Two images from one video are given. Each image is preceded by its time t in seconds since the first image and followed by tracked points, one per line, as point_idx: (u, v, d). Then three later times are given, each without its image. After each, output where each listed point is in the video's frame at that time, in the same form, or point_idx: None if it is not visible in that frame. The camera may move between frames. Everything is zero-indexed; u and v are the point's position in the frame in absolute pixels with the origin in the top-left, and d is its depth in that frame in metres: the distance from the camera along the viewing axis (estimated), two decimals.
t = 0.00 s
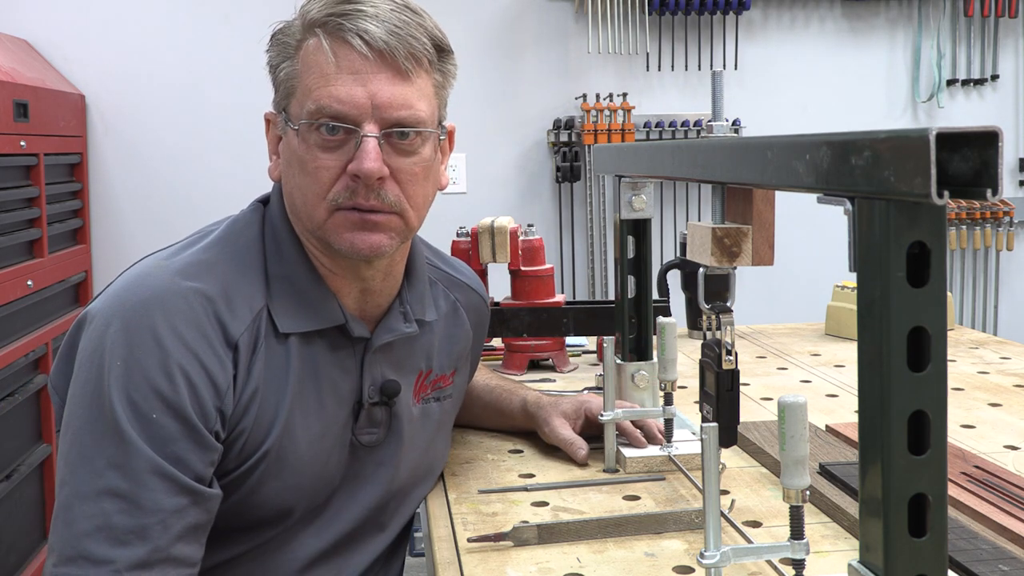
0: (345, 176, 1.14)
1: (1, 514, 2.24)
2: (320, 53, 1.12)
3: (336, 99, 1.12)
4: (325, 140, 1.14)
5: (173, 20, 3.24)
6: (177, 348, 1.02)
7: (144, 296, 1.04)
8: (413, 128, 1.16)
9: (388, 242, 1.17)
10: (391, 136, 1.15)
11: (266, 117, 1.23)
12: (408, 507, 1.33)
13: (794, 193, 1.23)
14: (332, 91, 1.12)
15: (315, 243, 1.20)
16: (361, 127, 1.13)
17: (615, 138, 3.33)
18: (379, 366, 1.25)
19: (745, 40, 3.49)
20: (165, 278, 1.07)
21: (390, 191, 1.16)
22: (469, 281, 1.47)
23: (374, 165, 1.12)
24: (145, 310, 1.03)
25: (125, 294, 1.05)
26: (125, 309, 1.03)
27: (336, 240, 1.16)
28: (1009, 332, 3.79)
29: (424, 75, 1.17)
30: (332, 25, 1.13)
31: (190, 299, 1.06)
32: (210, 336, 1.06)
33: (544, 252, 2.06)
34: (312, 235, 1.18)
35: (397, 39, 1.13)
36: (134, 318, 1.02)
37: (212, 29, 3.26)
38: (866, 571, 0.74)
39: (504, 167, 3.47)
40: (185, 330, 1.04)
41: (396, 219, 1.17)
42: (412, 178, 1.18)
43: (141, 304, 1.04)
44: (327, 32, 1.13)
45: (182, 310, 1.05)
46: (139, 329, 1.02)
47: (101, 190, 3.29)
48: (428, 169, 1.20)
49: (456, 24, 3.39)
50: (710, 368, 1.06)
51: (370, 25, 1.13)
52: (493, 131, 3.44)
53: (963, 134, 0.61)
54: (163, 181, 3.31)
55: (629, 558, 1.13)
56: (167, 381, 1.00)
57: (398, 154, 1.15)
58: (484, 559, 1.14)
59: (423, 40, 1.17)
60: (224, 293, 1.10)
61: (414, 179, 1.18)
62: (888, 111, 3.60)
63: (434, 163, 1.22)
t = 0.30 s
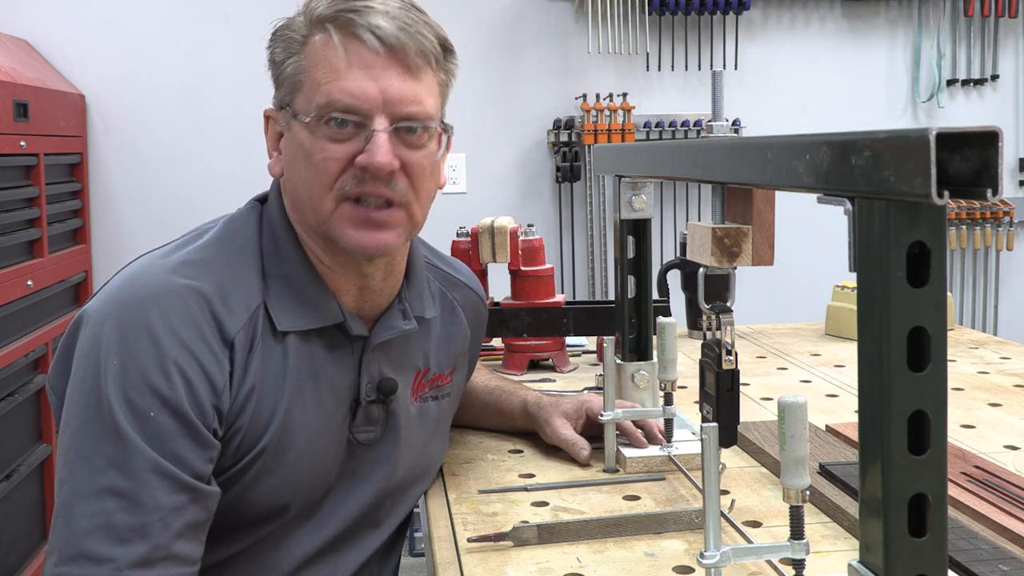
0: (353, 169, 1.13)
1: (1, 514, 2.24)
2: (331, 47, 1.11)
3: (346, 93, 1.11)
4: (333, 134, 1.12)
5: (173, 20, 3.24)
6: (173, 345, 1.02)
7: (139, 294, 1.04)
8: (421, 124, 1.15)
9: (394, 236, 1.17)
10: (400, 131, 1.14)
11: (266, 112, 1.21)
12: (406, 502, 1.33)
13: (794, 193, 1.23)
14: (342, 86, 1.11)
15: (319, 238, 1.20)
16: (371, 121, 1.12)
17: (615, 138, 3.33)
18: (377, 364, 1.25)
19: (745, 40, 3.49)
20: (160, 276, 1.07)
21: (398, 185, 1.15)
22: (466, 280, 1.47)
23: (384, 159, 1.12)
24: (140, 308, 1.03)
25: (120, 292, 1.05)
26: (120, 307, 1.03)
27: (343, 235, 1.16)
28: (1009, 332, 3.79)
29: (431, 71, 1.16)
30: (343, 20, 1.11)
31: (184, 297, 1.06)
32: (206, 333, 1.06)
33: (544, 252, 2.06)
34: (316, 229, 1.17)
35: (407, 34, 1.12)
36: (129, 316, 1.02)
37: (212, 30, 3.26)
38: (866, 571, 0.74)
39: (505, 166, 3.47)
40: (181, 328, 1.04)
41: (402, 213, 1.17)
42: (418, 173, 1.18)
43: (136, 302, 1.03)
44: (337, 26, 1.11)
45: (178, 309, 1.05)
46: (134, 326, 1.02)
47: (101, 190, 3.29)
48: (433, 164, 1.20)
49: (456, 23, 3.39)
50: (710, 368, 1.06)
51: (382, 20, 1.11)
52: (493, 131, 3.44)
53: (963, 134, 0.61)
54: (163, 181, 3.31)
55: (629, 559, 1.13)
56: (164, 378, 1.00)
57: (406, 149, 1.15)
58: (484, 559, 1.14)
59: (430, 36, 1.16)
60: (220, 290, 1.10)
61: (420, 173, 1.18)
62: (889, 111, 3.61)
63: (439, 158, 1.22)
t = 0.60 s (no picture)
0: (327, 105, 1.17)
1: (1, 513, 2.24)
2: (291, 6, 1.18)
3: (313, 40, 1.17)
4: (303, 78, 1.17)
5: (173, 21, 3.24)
6: (162, 323, 1.02)
7: (129, 276, 1.05)
8: (384, 67, 1.21)
9: (377, 168, 1.18)
10: (365, 71, 1.19)
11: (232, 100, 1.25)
12: (405, 479, 1.31)
13: (795, 193, 1.23)
14: (306, 34, 1.17)
15: (299, 190, 1.19)
16: (337, 59, 1.17)
17: (615, 138, 3.33)
18: (366, 335, 1.23)
19: (745, 40, 3.49)
20: (148, 259, 1.08)
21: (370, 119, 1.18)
22: (452, 258, 1.45)
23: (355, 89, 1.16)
24: (130, 289, 1.04)
25: (111, 278, 1.06)
26: (110, 290, 1.04)
27: (324, 170, 1.16)
28: (1009, 332, 3.79)
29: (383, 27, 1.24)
30: None
31: (172, 276, 1.07)
32: (195, 310, 1.06)
33: (544, 252, 2.06)
34: (297, 176, 1.17)
35: None
36: (119, 298, 1.03)
37: (213, 30, 3.26)
38: (865, 571, 0.74)
39: (505, 167, 3.47)
40: (169, 306, 1.04)
41: (380, 147, 1.19)
42: (388, 115, 1.21)
43: (126, 284, 1.04)
44: None
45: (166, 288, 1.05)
46: (124, 306, 1.02)
47: (101, 190, 3.29)
48: (401, 112, 1.24)
49: (456, 24, 3.38)
50: (710, 368, 1.06)
51: None
52: (494, 131, 3.44)
53: (963, 134, 0.61)
54: (163, 182, 3.31)
55: (629, 559, 1.13)
56: (155, 354, 1.00)
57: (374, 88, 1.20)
58: (484, 559, 1.14)
59: None
60: (207, 269, 1.11)
61: (391, 115, 1.22)
62: (889, 111, 3.61)
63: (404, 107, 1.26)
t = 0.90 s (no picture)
0: (363, 134, 1.05)
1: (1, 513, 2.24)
2: (329, 12, 1.04)
3: (357, 62, 1.05)
4: (337, 96, 1.04)
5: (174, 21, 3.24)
6: (148, 327, 1.02)
7: (113, 282, 1.04)
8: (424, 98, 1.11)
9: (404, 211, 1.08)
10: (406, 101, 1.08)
11: (239, 91, 1.10)
12: (398, 475, 1.31)
13: (794, 193, 1.23)
14: (348, 51, 1.05)
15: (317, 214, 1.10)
16: (378, 84, 1.05)
17: (615, 138, 3.33)
18: (355, 339, 1.23)
19: (745, 40, 3.49)
20: (133, 264, 1.07)
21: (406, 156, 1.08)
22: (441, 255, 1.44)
23: (400, 123, 1.05)
24: (113, 295, 1.03)
25: (95, 284, 1.05)
26: (94, 296, 1.03)
27: (351, 204, 1.05)
28: (1009, 332, 3.79)
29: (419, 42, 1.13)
30: None
31: (156, 280, 1.06)
32: (180, 314, 1.05)
33: (544, 252, 2.06)
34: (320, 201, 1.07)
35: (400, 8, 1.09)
36: (103, 304, 1.02)
37: (213, 30, 3.26)
38: (866, 571, 0.74)
39: (505, 167, 3.47)
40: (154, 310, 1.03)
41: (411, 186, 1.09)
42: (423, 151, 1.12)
43: (110, 290, 1.03)
44: None
45: (150, 292, 1.04)
46: (108, 313, 1.02)
47: (101, 191, 3.29)
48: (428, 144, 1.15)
49: (456, 24, 3.38)
50: (710, 368, 1.06)
51: None
52: (494, 131, 3.44)
53: (963, 134, 0.61)
54: (163, 182, 3.31)
55: (629, 558, 1.13)
56: (142, 359, 1.00)
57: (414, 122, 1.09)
58: (484, 559, 1.14)
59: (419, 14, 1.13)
60: (192, 274, 1.09)
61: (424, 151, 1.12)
62: (888, 111, 3.61)
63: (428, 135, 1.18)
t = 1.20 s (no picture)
0: (421, 208, 1.13)
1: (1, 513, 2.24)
2: (412, 96, 1.06)
3: (436, 140, 1.09)
4: (409, 177, 1.09)
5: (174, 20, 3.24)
6: (139, 346, 1.02)
7: (101, 303, 1.03)
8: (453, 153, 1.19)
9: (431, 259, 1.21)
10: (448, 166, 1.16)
11: (292, 145, 1.09)
12: (395, 488, 1.32)
13: (795, 193, 1.23)
14: (426, 133, 1.08)
15: (355, 265, 1.17)
16: (441, 162, 1.11)
17: (615, 138, 3.32)
18: (354, 363, 1.24)
19: (745, 40, 3.49)
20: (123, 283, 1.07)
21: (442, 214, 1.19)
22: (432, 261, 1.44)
23: (454, 199, 1.15)
24: (102, 316, 1.02)
25: (84, 303, 1.04)
26: (83, 317, 1.02)
27: (401, 264, 1.16)
28: (1009, 332, 3.79)
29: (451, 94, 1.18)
30: (415, 63, 1.06)
31: (145, 300, 1.05)
32: (170, 333, 1.05)
33: (544, 252, 2.06)
34: (370, 261, 1.16)
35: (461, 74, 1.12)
36: (93, 324, 1.02)
37: (212, 29, 3.26)
38: (866, 571, 0.74)
39: (505, 166, 3.47)
40: (144, 330, 1.03)
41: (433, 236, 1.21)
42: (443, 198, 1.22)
43: (99, 311, 1.03)
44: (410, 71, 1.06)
45: (140, 312, 1.04)
46: (97, 334, 1.01)
47: (101, 190, 3.29)
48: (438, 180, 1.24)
49: (456, 23, 3.38)
50: (710, 368, 1.06)
51: (446, 63, 1.09)
52: (494, 131, 3.44)
53: (963, 134, 0.61)
54: (163, 181, 3.31)
55: (629, 559, 1.13)
56: (133, 379, 0.99)
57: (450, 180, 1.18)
58: (484, 559, 1.14)
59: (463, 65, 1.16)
60: (182, 293, 1.09)
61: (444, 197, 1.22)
62: (888, 111, 3.61)
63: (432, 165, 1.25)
